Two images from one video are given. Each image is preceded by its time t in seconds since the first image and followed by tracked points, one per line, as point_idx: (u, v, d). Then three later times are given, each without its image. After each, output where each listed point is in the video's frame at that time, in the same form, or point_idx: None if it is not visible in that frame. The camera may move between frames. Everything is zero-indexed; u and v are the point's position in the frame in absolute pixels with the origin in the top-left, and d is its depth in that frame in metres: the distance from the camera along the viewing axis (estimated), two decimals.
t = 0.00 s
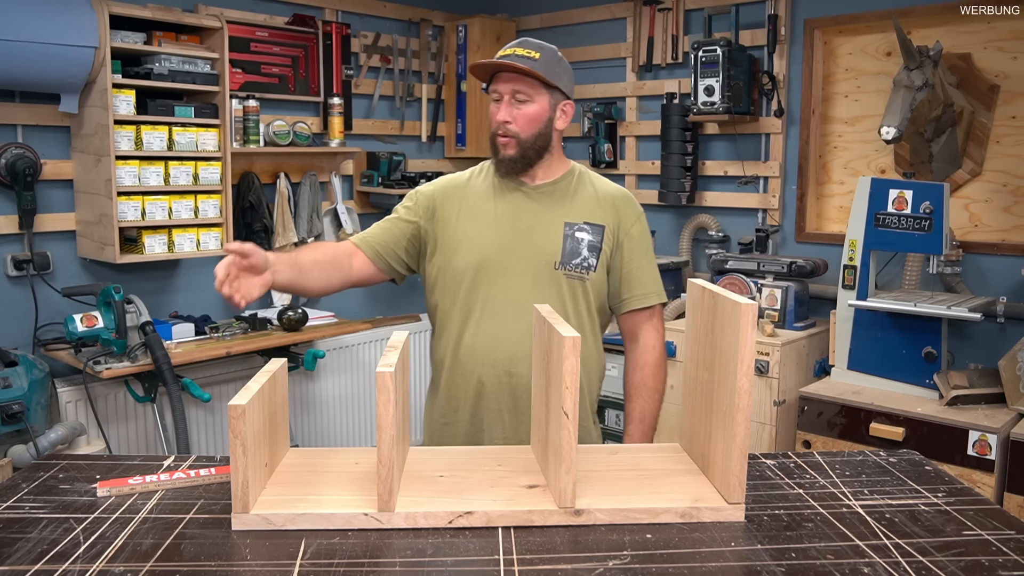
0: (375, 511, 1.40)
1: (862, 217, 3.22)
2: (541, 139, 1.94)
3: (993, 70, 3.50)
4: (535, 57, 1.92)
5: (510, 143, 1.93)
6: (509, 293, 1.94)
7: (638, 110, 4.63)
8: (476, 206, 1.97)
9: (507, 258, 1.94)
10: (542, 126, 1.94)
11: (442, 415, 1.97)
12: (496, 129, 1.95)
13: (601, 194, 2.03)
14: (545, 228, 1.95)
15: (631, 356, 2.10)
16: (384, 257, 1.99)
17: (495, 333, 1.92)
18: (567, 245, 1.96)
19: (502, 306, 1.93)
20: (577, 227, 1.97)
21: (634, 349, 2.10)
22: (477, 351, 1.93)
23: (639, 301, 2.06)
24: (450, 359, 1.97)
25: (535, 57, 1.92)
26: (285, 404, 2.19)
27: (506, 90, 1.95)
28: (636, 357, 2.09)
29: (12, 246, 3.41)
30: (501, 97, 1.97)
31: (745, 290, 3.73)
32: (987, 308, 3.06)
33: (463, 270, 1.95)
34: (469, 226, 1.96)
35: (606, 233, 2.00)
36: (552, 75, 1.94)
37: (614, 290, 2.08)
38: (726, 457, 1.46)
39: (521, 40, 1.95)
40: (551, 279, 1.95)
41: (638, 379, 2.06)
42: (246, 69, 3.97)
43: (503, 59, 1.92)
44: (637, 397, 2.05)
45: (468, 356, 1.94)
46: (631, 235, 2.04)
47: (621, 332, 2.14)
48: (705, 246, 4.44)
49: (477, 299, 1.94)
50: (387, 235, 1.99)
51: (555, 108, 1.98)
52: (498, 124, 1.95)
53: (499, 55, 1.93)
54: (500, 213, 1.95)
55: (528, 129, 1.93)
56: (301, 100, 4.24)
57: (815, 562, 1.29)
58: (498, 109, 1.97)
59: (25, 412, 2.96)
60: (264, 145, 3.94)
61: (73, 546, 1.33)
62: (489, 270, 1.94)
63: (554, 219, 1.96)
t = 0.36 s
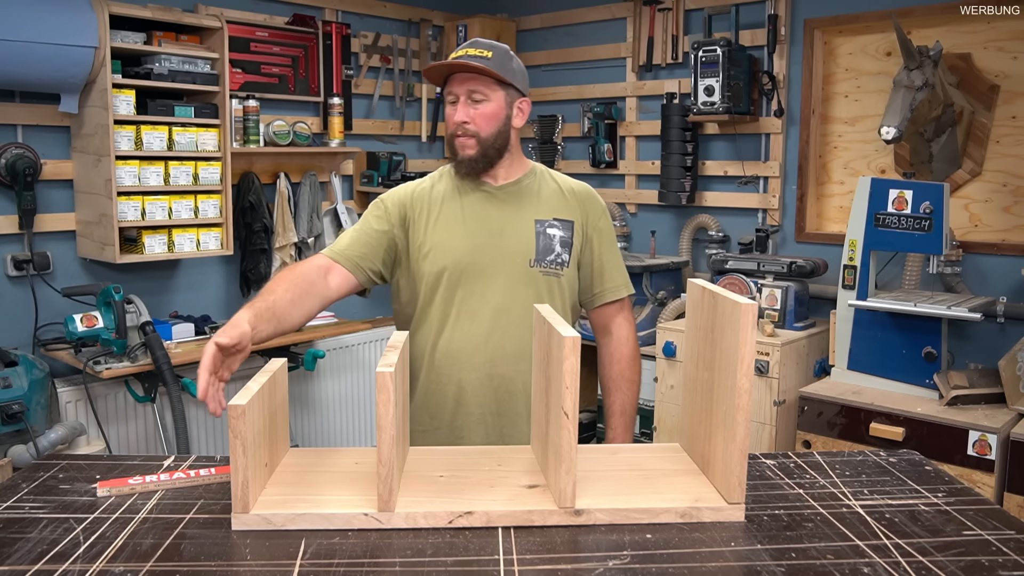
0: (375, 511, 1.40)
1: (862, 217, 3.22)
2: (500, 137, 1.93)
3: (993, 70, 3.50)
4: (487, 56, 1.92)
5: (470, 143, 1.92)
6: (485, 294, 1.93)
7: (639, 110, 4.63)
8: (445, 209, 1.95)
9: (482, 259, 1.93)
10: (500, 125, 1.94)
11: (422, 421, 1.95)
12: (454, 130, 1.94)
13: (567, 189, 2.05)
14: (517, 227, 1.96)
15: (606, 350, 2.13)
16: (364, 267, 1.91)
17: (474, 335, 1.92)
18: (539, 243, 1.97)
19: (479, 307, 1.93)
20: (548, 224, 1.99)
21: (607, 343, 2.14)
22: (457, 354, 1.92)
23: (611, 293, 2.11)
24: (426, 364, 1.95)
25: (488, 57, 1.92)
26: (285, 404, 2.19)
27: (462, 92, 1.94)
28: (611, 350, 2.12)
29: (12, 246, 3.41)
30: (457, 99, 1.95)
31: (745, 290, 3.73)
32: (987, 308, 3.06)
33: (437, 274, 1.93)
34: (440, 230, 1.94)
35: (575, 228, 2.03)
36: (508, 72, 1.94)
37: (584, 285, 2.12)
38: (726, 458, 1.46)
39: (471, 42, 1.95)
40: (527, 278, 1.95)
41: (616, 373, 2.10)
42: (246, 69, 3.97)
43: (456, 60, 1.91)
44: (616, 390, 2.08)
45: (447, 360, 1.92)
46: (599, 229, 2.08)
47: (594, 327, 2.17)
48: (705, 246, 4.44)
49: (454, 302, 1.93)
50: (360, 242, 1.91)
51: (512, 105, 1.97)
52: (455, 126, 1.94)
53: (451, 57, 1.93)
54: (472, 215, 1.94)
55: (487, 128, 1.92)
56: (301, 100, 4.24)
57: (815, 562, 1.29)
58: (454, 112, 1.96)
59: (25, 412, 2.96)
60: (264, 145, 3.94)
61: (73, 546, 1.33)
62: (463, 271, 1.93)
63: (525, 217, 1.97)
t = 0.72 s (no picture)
0: (375, 511, 1.40)
1: (862, 217, 3.22)
2: (499, 135, 1.95)
3: (993, 70, 3.50)
4: (489, 53, 1.91)
5: (473, 140, 1.91)
6: (474, 295, 1.93)
7: (638, 110, 4.63)
8: (433, 210, 1.94)
9: (471, 260, 1.93)
10: (499, 122, 1.95)
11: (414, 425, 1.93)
12: (455, 125, 1.91)
13: (551, 188, 2.07)
14: (505, 228, 1.96)
15: (591, 346, 2.14)
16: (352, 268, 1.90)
17: (466, 336, 1.92)
18: (528, 242, 1.97)
19: (469, 308, 1.93)
20: (535, 223, 1.99)
21: (591, 339, 2.15)
22: (448, 356, 1.91)
23: (596, 291, 2.13)
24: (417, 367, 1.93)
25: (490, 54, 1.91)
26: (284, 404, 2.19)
27: (462, 87, 1.92)
28: (596, 346, 2.14)
29: (12, 246, 3.41)
30: (456, 94, 1.93)
31: (745, 290, 3.73)
32: (987, 308, 3.06)
33: (426, 276, 1.92)
34: (428, 231, 1.93)
35: (561, 227, 2.04)
36: (505, 69, 1.95)
37: (571, 284, 2.14)
38: (726, 458, 1.46)
39: (467, 37, 1.93)
40: (517, 278, 1.96)
41: (601, 368, 2.10)
42: (246, 69, 3.97)
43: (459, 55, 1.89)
44: (603, 386, 2.07)
45: (439, 361, 1.91)
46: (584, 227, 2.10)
47: (578, 325, 2.19)
48: (705, 246, 4.44)
49: (444, 303, 1.92)
50: (347, 243, 1.89)
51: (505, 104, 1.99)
52: (456, 121, 1.92)
53: (452, 51, 1.90)
54: (460, 216, 1.94)
55: (488, 125, 1.92)
56: (301, 100, 4.24)
57: (815, 562, 1.29)
58: (452, 107, 1.93)
59: (25, 412, 2.96)
60: (264, 145, 3.94)
61: (73, 546, 1.33)
62: (453, 273, 1.92)
63: (513, 217, 1.97)
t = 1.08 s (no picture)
0: (375, 511, 1.40)
1: (862, 217, 3.22)
2: (516, 132, 1.98)
3: (993, 70, 3.50)
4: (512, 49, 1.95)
5: (493, 131, 1.92)
6: (485, 287, 1.93)
7: (638, 110, 4.63)
8: (445, 201, 1.94)
9: (483, 252, 1.93)
10: (516, 119, 1.98)
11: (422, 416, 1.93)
12: (475, 117, 1.92)
13: (561, 182, 2.08)
14: (517, 221, 1.96)
15: (600, 341, 2.13)
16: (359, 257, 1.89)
17: (478, 327, 1.91)
18: (539, 236, 1.98)
19: (481, 300, 1.93)
20: (546, 218, 2.00)
21: (600, 334, 2.15)
22: (460, 347, 1.91)
23: (606, 285, 2.14)
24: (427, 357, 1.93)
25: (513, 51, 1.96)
26: (284, 404, 2.19)
27: (485, 80, 1.94)
28: (605, 340, 2.13)
29: (12, 246, 3.41)
30: (478, 87, 1.95)
31: (745, 290, 3.73)
32: (987, 308, 3.06)
33: (437, 267, 1.92)
34: (440, 222, 1.93)
35: (571, 222, 2.05)
36: (523, 68, 2.00)
37: (581, 278, 2.15)
38: (726, 458, 1.46)
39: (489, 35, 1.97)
40: (528, 271, 1.96)
41: (612, 362, 2.09)
42: (246, 69, 3.97)
43: (486, 48, 1.92)
44: (613, 379, 2.06)
45: (449, 353, 1.91)
46: (594, 222, 2.11)
47: (588, 321, 2.19)
48: (705, 246, 4.44)
49: (454, 295, 1.92)
50: (356, 231, 1.88)
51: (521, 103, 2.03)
52: (477, 113, 1.93)
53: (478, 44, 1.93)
54: (472, 208, 1.94)
55: (507, 120, 1.95)
56: (301, 100, 4.24)
57: (815, 562, 1.29)
58: (473, 99, 1.95)
59: (25, 412, 2.96)
60: (264, 145, 3.94)
61: (73, 546, 1.33)
62: (464, 265, 1.92)
63: (525, 210, 1.98)
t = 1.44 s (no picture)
0: (374, 511, 1.40)
1: (862, 217, 3.22)
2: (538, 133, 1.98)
3: (993, 70, 3.50)
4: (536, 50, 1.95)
5: (516, 131, 1.92)
6: (496, 284, 1.92)
7: (638, 110, 4.63)
8: (459, 197, 1.94)
9: (494, 250, 1.93)
10: (538, 121, 1.98)
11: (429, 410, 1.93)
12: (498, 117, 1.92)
13: (578, 184, 2.07)
14: (530, 220, 1.96)
15: (617, 347, 2.15)
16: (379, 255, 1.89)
17: (488, 325, 1.91)
18: (552, 237, 1.97)
19: (491, 297, 1.92)
20: (561, 219, 1.99)
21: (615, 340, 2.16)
22: (469, 344, 1.91)
23: (620, 290, 2.12)
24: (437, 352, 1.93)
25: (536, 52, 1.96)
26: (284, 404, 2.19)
27: (509, 81, 1.95)
28: (620, 346, 2.14)
29: (12, 246, 3.41)
30: (502, 87, 1.95)
31: (745, 290, 3.73)
32: (987, 308, 3.06)
33: (449, 262, 1.92)
34: (453, 218, 1.93)
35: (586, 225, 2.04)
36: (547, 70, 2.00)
37: (594, 282, 2.14)
38: (726, 458, 1.46)
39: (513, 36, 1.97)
40: (539, 270, 1.95)
41: (627, 369, 2.12)
42: (246, 69, 3.97)
43: (511, 48, 1.92)
44: (627, 387, 2.11)
45: (457, 349, 1.91)
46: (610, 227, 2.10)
47: (603, 325, 2.19)
48: (705, 246, 4.44)
49: (465, 291, 1.92)
50: (376, 230, 1.88)
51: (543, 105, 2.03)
52: (500, 113, 1.93)
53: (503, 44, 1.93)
54: (485, 205, 1.94)
55: (530, 121, 1.95)
56: (301, 100, 4.24)
57: (815, 562, 1.29)
58: (497, 99, 1.95)
59: (25, 412, 2.96)
60: (264, 145, 3.94)
61: (73, 546, 1.33)
62: (476, 262, 1.92)
63: (539, 211, 1.97)
